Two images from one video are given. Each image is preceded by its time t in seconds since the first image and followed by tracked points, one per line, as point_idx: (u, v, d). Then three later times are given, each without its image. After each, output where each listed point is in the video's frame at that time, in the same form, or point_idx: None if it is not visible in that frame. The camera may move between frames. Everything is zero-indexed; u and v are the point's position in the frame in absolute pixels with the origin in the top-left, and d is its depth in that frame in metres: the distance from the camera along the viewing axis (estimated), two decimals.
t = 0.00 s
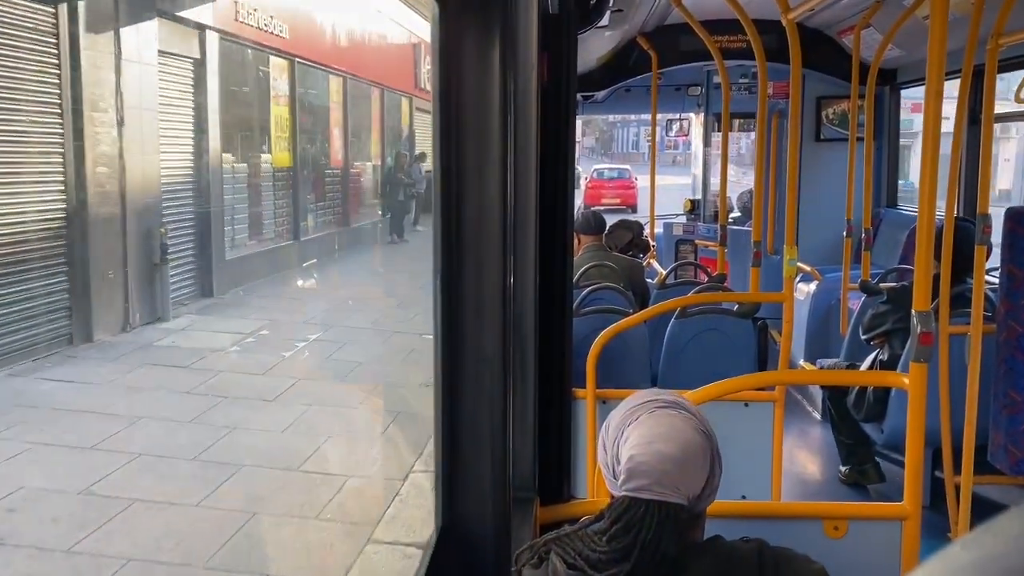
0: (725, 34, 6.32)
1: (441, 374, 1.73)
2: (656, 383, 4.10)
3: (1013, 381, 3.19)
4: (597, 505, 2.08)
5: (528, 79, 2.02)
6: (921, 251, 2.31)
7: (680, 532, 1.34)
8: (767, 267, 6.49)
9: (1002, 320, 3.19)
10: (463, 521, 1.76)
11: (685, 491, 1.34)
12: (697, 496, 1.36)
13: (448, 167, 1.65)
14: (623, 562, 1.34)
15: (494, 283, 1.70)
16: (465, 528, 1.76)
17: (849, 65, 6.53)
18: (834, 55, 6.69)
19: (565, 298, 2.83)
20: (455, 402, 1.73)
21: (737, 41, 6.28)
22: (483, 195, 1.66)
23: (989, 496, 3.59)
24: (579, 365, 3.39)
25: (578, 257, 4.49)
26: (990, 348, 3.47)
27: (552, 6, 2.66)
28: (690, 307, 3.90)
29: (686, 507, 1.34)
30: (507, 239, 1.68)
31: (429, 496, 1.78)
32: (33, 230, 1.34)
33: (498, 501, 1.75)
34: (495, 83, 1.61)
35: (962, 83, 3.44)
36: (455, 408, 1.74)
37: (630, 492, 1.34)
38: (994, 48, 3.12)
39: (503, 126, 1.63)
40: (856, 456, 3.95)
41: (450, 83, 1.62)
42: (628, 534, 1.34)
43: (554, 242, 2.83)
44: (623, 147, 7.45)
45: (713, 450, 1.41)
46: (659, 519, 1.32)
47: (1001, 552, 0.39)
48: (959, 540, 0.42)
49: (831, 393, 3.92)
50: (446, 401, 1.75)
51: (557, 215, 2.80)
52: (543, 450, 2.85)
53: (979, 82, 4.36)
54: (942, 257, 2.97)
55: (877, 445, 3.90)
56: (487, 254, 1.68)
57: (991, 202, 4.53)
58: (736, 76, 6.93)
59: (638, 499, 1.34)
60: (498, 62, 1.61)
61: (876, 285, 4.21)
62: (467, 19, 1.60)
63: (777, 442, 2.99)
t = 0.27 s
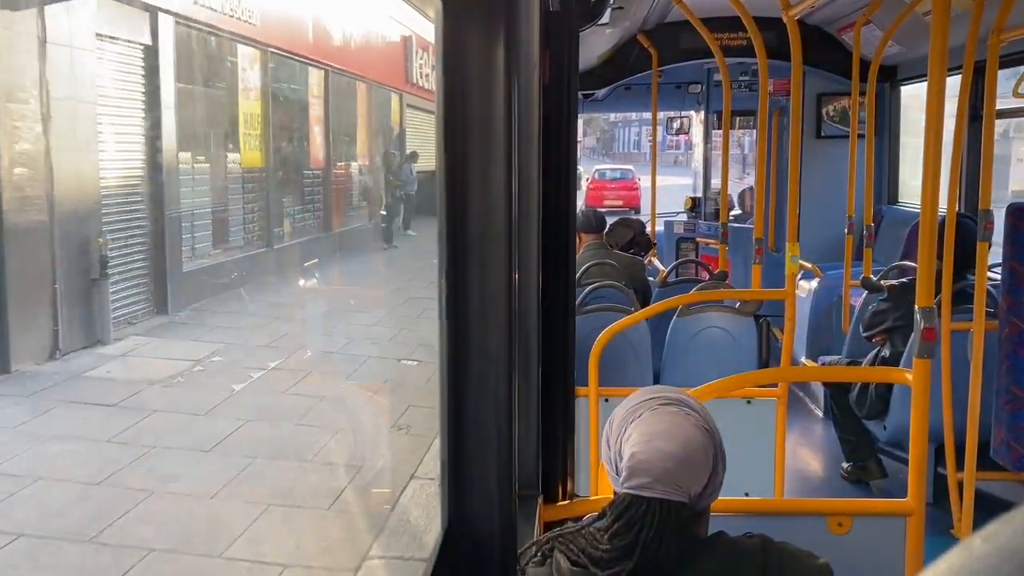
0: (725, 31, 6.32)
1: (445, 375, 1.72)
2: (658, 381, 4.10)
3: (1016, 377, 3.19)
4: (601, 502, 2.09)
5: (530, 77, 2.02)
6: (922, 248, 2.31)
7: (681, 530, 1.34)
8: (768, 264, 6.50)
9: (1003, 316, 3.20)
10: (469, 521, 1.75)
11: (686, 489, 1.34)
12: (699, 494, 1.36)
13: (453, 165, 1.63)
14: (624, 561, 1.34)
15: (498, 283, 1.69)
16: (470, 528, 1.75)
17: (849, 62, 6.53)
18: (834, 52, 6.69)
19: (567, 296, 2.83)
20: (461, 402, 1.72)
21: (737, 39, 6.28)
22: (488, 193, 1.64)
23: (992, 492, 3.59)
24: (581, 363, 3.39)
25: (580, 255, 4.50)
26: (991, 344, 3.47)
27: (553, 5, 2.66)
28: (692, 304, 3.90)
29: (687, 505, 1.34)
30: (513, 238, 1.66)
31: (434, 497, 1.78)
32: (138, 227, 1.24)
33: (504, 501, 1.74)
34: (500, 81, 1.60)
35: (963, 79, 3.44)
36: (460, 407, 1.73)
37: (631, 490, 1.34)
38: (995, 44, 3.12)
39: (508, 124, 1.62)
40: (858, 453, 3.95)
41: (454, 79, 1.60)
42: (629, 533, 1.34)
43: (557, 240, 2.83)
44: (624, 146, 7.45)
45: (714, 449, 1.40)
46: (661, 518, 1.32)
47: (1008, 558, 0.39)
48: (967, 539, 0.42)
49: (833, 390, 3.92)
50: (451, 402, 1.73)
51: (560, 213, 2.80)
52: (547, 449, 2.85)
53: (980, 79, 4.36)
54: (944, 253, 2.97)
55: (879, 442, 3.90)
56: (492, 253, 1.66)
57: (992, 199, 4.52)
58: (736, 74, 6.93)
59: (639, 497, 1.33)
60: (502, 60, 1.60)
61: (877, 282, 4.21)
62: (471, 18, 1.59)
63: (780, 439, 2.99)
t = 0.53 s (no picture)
0: (725, 32, 6.32)
1: (443, 375, 1.71)
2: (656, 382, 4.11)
3: (1013, 379, 3.19)
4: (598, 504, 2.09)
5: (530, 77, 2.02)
6: (921, 250, 2.31)
7: (678, 530, 1.34)
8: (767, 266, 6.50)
9: (1002, 318, 3.20)
10: (465, 522, 1.74)
11: (684, 489, 1.34)
12: (698, 494, 1.36)
13: (451, 164, 1.62)
14: (621, 561, 1.34)
15: (496, 283, 1.68)
16: (468, 527, 1.74)
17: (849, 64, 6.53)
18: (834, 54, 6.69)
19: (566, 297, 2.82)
20: (458, 402, 1.71)
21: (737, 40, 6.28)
22: (486, 192, 1.64)
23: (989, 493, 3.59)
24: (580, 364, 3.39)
25: (578, 255, 4.49)
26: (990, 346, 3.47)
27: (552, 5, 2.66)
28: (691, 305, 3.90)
29: (685, 505, 1.34)
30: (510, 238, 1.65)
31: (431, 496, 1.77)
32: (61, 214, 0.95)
33: (500, 501, 1.74)
34: (498, 81, 1.59)
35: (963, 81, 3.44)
36: (457, 408, 1.72)
37: (629, 489, 1.34)
38: (994, 46, 3.12)
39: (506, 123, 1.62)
40: (856, 455, 3.96)
41: (452, 78, 1.59)
42: (626, 533, 1.34)
43: (556, 240, 2.83)
44: (624, 146, 7.44)
45: (712, 449, 1.40)
46: (658, 517, 1.33)
47: (998, 559, 0.39)
48: (959, 540, 0.42)
49: (831, 391, 3.92)
50: (448, 402, 1.73)
51: (558, 214, 2.80)
52: (545, 449, 2.85)
53: (979, 81, 4.36)
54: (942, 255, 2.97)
55: (877, 444, 3.90)
56: (490, 252, 1.66)
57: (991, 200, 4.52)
58: (736, 75, 6.93)
59: (637, 496, 1.34)
60: (501, 59, 1.59)
61: (876, 284, 4.21)
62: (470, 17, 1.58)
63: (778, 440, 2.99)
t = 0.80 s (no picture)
0: (725, 35, 6.32)
1: (437, 375, 1.71)
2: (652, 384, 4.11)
3: (1009, 383, 3.19)
4: (592, 506, 2.09)
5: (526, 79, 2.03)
6: (916, 254, 2.31)
7: (669, 530, 1.34)
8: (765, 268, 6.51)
9: (998, 322, 3.19)
10: (458, 522, 1.74)
11: (677, 491, 1.33)
12: (691, 496, 1.35)
13: (445, 164, 1.62)
14: (613, 563, 1.34)
15: (491, 283, 1.68)
16: (461, 528, 1.74)
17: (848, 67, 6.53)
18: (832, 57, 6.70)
19: (561, 300, 2.83)
20: (451, 402, 1.71)
21: (735, 42, 6.29)
22: (480, 192, 1.63)
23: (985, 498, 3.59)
24: (577, 366, 3.39)
25: (576, 256, 4.50)
26: (986, 350, 3.48)
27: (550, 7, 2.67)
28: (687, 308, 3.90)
29: (677, 506, 1.34)
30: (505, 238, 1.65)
31: (423, 497, 1.77)
32: None
33: (492, 501, 1.73)
34: (493, 81, 1.59)
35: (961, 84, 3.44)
36: (451, 408, 1.72)
37: (621, 489, 1.34)
38: (992, 51, 3.13)
39: (500, 123, 1.61)
40: (852, 458, 3.96)
41: (447, 77, 1.59)
42: (618, 533, 1.34)
43: (553, 241, 2.83)
44: (622, 148, 7.46)
45: (707, 452, 1.39)
46: (650, 518, 1.33)
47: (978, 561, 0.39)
48: (940, 544, 0.42)
49: (828, 394, 3.93)
50: (441, 401, 1.72)
51: (555, 215, 2.80)
52: (540, 451, 2.84)
53: (977, 85, 4.37)
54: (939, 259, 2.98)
55: (873, 447, 3.91)
56: (485, 251, 1.66)
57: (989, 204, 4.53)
58: (735, 77, 6.94)
59: (629, 496, 1.34)
60: (496, 61, 1.59)
61: (873, 287, 4.22)
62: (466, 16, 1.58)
63: (773, 442, 2.99)
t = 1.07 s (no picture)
0: (724, 36, 6.33)
1: (438, 374, 1.71)
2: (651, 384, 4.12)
3: (1008, 384, 3.20)
4: (591, 506, 2.09)
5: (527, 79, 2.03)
6: (916, 255, 2.31)
7: (667, 532, 1.34)
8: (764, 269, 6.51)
9: (997, 323, 3.20)
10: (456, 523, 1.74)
11: (674, 492, 1.33)
12: (690, 497, 1.35)
13: (446, 163, 1.61)
14: (612, 563, 1.34)
15: (491, 283, 1.68)
16: (462, 527, 1.74)
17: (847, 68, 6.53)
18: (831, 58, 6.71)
19: (561, 300, 2.83)
20: (451, 402, 1.71)
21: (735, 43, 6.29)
22: (480, 191, 1.63)
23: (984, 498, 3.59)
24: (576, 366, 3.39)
25: (575, 257, 4.50)
26: (985, 351, 3.49)
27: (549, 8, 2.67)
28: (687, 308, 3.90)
29: (675, 508, 1.33)
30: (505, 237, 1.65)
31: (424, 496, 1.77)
32: None
33: (493, 502, 1.73)
34: (493, 79, 1.58)
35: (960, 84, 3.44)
36: (451, 407, 1.72)
37: (620, 489, 1.34)
38: (991, 52, 3.14)
39: (501, 121, 1.60)
40: (851, 459, 3.96)
41: (447, 75, 1.58)
42: (617, 534, 1.34)
43: (553, 241, 2.83)
44: (621, 149, 7.47)
45: (706, 454, 1.38)
46: (647, 519, 1.32)
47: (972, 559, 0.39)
48: (939, 542, 0.42)
49: (827, 395, 3.93)
50: (441, 401, 1.72)
51: (555, 215, 2.79)
52: (540, 450, 2.84)
53: (976, 86, 4.37)
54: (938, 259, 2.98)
55: (872, 447, 3.91)
56: (486, 249, 1.65)
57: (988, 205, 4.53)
58: (734, 78, 6.95)
59: (626, 497, 1.34)
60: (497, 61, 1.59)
61: (872, 288, 4.22)
62: (466, 14, 1.57)
63: (772, 443, 3.00)
